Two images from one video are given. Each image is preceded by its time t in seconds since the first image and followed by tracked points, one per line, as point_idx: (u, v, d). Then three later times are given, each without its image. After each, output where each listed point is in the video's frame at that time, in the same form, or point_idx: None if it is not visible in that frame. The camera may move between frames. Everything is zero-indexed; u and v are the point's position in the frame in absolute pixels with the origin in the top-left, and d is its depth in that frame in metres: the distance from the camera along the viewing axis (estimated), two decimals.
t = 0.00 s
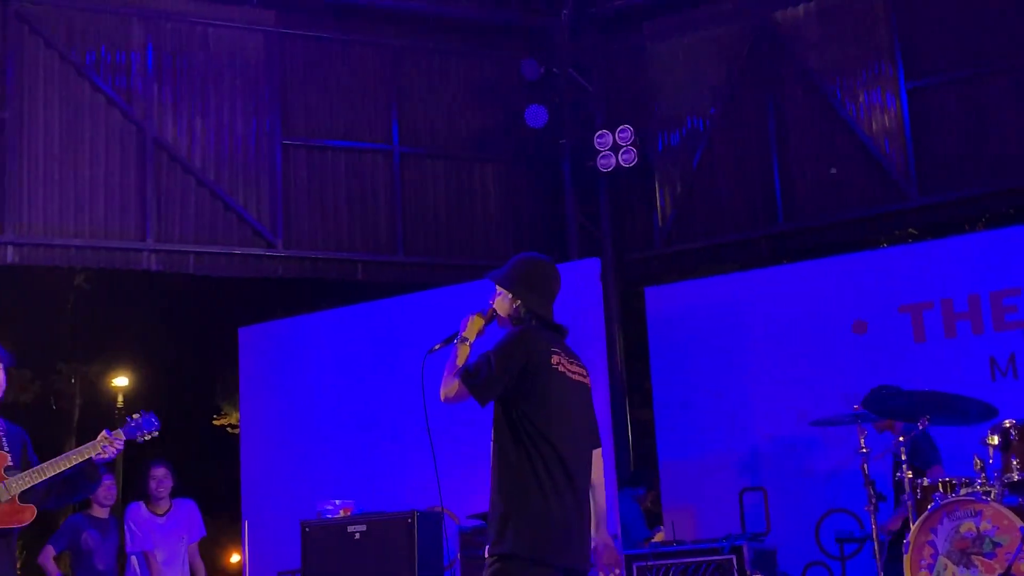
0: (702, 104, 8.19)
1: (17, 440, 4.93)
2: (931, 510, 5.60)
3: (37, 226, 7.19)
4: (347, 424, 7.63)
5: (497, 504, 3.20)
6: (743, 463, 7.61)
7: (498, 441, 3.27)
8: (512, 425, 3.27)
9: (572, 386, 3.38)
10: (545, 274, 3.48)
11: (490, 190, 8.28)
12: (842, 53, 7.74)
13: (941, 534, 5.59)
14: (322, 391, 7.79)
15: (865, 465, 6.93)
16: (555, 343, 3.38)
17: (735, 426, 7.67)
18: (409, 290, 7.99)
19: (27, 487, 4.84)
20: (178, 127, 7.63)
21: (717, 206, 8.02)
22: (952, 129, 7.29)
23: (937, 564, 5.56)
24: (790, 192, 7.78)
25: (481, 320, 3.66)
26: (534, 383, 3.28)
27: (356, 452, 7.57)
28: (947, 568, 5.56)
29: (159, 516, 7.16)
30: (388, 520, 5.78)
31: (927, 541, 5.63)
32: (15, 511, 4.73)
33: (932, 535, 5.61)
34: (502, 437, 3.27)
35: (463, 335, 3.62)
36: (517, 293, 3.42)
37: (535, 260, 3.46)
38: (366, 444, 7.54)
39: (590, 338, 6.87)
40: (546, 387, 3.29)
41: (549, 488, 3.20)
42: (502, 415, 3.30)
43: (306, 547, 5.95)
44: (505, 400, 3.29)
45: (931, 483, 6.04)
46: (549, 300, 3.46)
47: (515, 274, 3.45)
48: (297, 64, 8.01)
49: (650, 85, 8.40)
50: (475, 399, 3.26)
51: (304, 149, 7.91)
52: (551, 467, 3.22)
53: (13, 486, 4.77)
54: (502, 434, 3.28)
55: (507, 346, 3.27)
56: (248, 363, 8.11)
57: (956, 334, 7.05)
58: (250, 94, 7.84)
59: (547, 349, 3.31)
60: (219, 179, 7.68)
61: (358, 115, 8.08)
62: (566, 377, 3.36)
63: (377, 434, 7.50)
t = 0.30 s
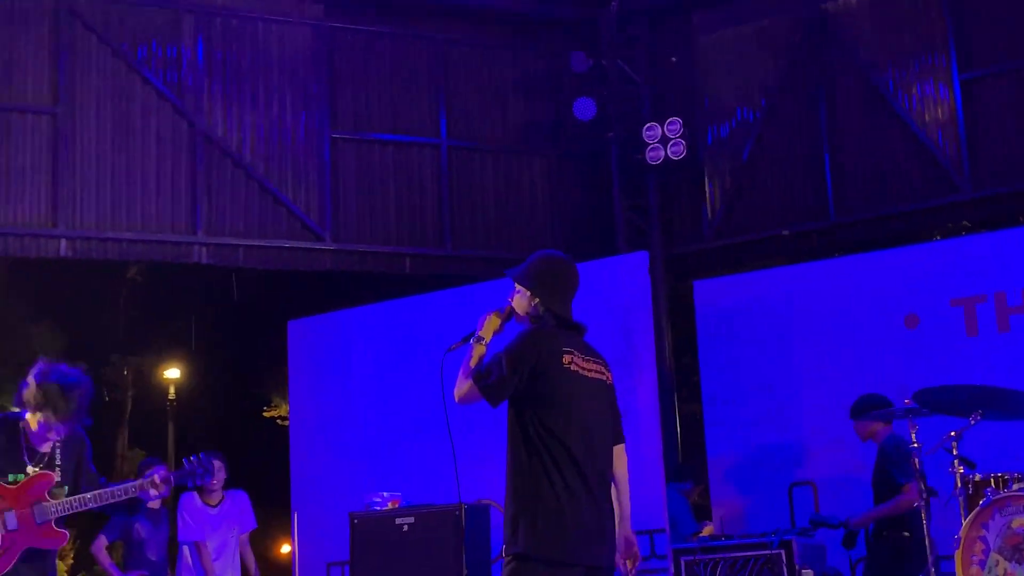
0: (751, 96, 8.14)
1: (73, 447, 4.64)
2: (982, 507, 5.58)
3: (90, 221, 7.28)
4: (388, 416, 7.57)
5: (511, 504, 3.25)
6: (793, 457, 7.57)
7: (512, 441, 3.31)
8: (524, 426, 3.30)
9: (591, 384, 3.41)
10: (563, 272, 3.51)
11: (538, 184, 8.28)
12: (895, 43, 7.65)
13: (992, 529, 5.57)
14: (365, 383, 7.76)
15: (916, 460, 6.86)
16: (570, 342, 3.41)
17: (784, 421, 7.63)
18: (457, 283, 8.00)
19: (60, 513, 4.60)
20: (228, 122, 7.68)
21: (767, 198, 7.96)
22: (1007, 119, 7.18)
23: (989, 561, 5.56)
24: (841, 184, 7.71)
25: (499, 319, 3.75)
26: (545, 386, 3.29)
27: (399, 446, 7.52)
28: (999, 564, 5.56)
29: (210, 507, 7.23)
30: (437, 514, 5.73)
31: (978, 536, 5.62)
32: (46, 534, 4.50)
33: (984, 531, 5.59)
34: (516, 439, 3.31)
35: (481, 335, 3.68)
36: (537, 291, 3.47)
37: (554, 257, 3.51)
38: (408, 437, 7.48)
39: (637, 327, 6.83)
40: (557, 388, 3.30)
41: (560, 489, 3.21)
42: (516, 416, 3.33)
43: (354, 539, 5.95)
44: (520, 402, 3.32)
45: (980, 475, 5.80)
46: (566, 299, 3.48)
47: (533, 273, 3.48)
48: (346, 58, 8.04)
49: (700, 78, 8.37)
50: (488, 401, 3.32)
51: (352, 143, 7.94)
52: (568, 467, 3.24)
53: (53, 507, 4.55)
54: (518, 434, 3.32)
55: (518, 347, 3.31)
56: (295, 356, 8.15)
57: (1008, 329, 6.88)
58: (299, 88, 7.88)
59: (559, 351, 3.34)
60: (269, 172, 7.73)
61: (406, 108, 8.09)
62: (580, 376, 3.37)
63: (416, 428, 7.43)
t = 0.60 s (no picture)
0: (795, 78, 8.10)
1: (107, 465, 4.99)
2: None
3: (135, 208, 7.36)
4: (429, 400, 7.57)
5: (506, 490, 3.31)
6: (838, 442, 7.51)
7: (510, 427, 3.37)
8: (521, 414, 3.37)
9: (590, 374, 3.51)
10: (565, 256, 3.59)
11: (581, 168, 8.27)
12: (941, 24, 7.57)
13: None
14: (408, 368, 7.77)
15: (962, 444, 6.80)
16: (569, 331, 3.49)
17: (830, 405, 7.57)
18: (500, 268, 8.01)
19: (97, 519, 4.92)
20: (271, 108, 7.74)
21: (813, 182, 7.92)
22: None
23: None
24: (887, 167, 7.65)
25: (500, 304, 3.66)
26: (544, 375, 3.37)
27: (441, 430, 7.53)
28: None
29: (254, 492, 7.28)
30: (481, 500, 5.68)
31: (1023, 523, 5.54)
32: (81, 539, 4.66)
33: None
34: (513, 426, 3.37)
35: (482, 320, 3.61)
36: (538, 278, 3.53)
37: (553, 241, 3.58)
38: (450, 422, 7.49)
39: (681, 314, 6.81)
40: (555, 378, 3.38)
41: (556, 480, 3.29)
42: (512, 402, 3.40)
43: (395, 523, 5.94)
44: (518, 390, 3.39)
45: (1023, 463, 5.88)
46: (569, 285, 3.55)
47: (532, 258, 3.56)
48: (389, 45, 8.06)
49: (744, 60, 8.31)
50: (487, 385, 3.35)
51: (395, 129, 7.96)
52: (563, 455, 3.32)
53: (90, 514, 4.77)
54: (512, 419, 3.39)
55: (520, 334, 3.37)
56: (338, 342, 8.17)
57: None
58: (341, 74, 7.92)
59: (559, 341, 3.42)
60: (312, 158, 7.76)
61: (449, 94, 8.11)
62: (580, 365, 3.46)
63: (459, 413, 7.45)
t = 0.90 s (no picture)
0: (828, 60, 8.05)
1: (136, 406, 4.45)
2: None
3: (168, 194, 7.38)
4: (462, 386, 7.59)
5: (501, 470, 3.34)
6: (872, 426, 7.51)
7: (506, 408, 3.41)
8: (516, 394, 3.42)
9: (581, 359, 3.58)
10: (560, 240, 3.65)
11: (612, 152, 8.24)
12: (976, 4, 7.49)
13: None
14: (440, 354, 7.79)
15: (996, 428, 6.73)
16: (566, 317, 3.56)
17: (864, 389, 7.56)
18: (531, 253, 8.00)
19: (134, 462, 4.32)
20: (302, 94, 7.75)
21: (846, 164, 7.87)
22: None
23: None
24: (921, 149, 7.58)
25: (495, 281, 3.73)
26: (542, 357, 3.43)
27: (473, 415, 7.55)
28: None
29: (287, 477, 7.26)
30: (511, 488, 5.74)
31: None
32: (121, 486, 4.23)
33: None
34: (507, 407, 3.41)
35: (474, 298, 3.70)
36: (534, 259, 3.59)
37: (553, 223, 3.63)
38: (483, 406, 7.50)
39: (713, 298, 6.77)
40: (552, 359, 3.45)
41: (552, 462, 3.36)
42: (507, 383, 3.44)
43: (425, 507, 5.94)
44: (514, 369, 3.44)
45: None
46: (562, 267, 3.62)
47: (531, 239, 3.60)
48: (419, 29, 8.06)
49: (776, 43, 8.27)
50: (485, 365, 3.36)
51: (425, 114, 7.96)
52: (558, 436, 3.39)
53: (122, 460, 4.26)
54: (507, 401, 3.42)
55: (520, 315, 3.41)
56: (370, 329, 8.18)
57: None
58: (372, 59, 7.92)
59: (557, 323, 3.48)
60: (343, 144, 7.78)
61: (479, 79, 8.11)
62: (574, 350, 3.52)
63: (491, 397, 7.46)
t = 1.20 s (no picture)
0: (855, 46, 8.03)
1: (144, 379, 4.44)
2: None
3: (194, 181, 7.40)
4: (485, 374, 7.63)
5: (525, 460, 3.23)
6: (898, 414, 7.47)
7: (529, 400, 3.28)
8: (538, 380, 3.31)
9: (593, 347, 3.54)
10: (563, 224, 3.51)
11: (637, 140, 8.25)
12: None
13: None
14: (465, 342, 7.83)
15: None
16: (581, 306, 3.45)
17: (890, 376, 7.53)
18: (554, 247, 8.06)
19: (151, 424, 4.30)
20: (327, 82, 7.77)
21: (872, 151, 7.85)
22: None
23: None
24: (948, 135, 7.56)
25: (502, 266, 3.43)
26: (565, 344, 3.33)
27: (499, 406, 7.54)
28: None
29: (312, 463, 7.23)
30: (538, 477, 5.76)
31: None
32: (140, 447, 4.24)
33: None
34: (529, 395, 3.29)
35: (485, 284, 3.36)
36: (545, 245, 3.45)
37: (561, 209, 3.51)
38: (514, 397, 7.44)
39: (738, 282, 6.70)
40: (575, 348, 3.37)
41: (573, 450, 3.29)
42: (528, 373, 3.31)
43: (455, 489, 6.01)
44: (537, 355, 3.32)
45: None
46: (564, 249, 3.48)
47: (541, 223, 3.46)
48: (444, 17, 8.11)
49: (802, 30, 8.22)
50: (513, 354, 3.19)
51: (450, 102, 8.00)
52: (579, 425, 3.32)
53: (137, 423, 4.25)
54: (528, 391, 3.30)
55: (546, 303, 3.27)
56: (396, 316, 8.18)
57: None
58: (398, 47, 7.95)
59: (578, 311, 3.38)
60: (368, 132, 7.81)
61: (504, 67, 8.16)
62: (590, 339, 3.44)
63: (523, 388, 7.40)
